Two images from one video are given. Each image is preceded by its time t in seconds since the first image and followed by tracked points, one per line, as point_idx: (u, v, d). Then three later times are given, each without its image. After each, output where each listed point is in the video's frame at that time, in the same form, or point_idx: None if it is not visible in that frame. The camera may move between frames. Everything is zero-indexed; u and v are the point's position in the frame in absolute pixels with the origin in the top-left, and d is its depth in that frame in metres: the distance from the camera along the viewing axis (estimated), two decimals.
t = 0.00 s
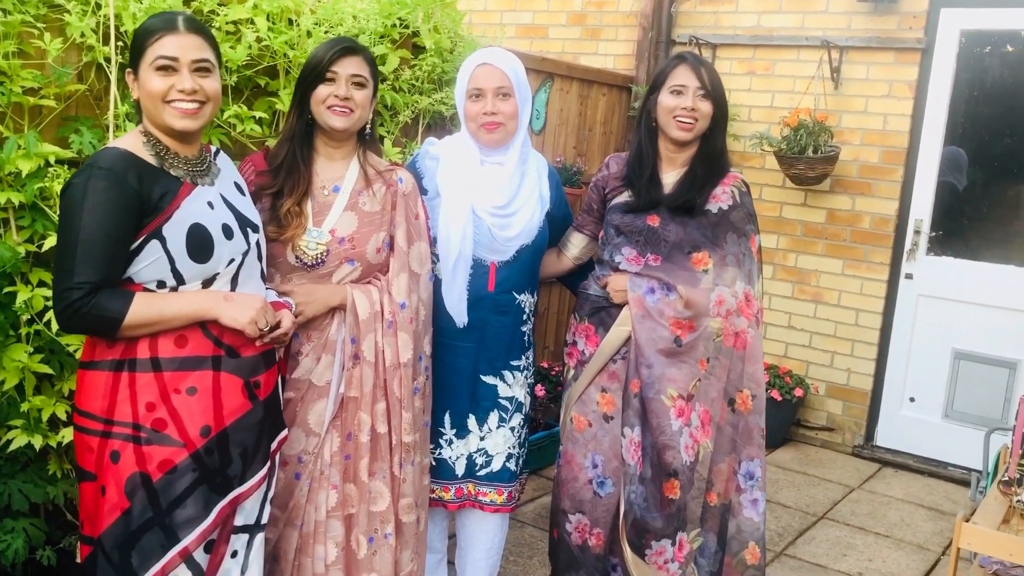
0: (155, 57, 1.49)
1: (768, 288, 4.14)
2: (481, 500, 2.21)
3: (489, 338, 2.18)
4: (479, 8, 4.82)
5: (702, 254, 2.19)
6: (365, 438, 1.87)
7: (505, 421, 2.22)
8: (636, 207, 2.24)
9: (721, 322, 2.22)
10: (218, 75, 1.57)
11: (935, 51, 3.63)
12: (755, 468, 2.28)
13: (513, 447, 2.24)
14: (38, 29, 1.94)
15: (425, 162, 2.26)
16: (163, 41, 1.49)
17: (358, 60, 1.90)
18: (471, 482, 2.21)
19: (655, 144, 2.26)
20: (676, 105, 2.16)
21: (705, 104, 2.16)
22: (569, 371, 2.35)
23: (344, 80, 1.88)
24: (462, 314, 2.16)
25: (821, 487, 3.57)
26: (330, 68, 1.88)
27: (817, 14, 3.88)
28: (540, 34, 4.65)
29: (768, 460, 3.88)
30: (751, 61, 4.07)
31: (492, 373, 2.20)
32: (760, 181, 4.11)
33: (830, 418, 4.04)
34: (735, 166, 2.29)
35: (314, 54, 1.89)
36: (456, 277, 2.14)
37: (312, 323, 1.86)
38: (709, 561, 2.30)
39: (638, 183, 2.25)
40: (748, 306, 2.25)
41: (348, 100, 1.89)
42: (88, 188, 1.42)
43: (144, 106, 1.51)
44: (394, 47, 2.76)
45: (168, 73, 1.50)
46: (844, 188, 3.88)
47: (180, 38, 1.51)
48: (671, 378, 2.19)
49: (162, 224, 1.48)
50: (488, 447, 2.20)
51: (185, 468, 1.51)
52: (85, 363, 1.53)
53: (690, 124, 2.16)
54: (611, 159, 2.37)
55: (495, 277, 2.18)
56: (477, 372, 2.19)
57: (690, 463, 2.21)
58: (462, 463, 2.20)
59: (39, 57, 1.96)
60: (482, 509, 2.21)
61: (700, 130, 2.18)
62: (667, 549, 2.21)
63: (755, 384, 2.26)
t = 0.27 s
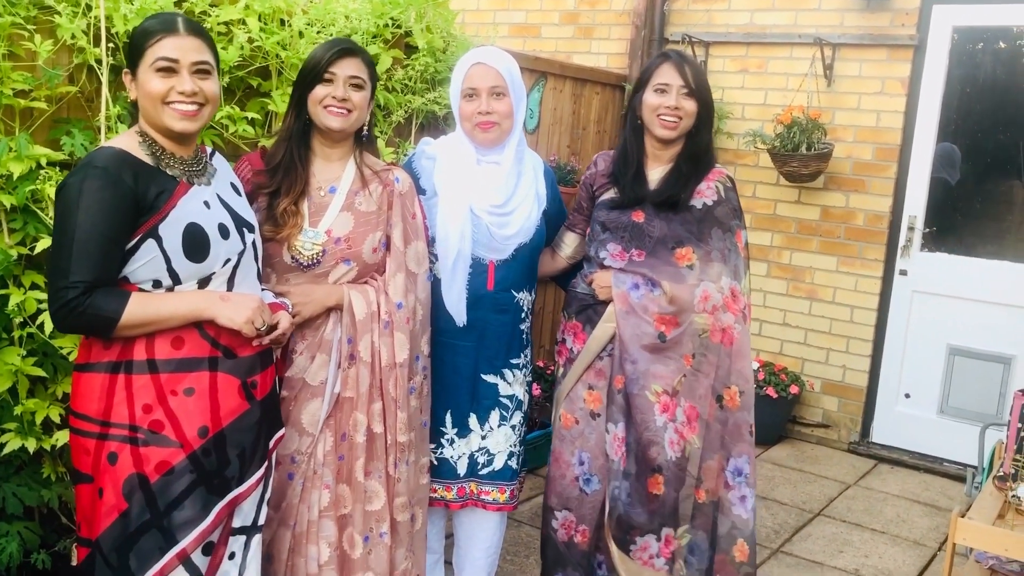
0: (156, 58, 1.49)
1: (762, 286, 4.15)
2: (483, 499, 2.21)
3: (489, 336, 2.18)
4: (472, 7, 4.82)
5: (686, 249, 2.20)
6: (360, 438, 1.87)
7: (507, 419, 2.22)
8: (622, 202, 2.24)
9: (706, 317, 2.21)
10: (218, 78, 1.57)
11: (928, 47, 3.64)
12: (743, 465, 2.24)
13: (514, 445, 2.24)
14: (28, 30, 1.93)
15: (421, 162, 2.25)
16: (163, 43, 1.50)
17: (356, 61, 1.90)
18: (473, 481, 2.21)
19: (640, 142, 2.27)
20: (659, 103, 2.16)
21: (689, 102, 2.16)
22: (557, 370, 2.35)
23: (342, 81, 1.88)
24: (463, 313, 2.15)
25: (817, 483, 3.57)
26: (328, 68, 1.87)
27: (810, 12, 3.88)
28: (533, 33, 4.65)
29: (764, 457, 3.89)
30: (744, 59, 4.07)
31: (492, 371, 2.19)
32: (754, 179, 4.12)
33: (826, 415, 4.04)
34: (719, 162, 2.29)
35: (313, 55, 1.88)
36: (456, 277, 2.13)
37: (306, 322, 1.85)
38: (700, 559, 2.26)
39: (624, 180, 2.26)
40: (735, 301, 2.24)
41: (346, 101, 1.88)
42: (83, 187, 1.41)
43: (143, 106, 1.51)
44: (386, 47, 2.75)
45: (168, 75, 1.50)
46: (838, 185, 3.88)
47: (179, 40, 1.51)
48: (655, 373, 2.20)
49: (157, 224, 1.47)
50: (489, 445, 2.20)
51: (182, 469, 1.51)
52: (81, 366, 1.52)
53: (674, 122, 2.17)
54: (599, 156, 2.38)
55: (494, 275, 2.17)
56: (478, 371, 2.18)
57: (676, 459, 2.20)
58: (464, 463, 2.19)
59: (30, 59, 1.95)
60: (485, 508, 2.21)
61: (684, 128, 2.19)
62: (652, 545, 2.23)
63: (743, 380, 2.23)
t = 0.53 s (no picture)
0: (164, 55, 1.48)
1: (760, 282, 4.14)
2: (483, 495, 2.20)
3: (489, 333, 2.17)
4: (468, 3, 4.81)
5: (670, 243, 2.19)
6: (356, 438, 1.85)
7: (507, 415, 2.21)
8: (606, 198, 2.25)
9: (690, 311, 2.20)
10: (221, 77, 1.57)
11: (925, 42, 3.63)
12: (727, 460, 2.23)
13: (514, 441, 2.24)
14: (21, 27, 1.92)
15: (420, 159, 2.24)
16: (171, 40, 1.49)
17: (356, 60, 1.89)
18: (473, 477, 2.20)
19: (624, 137, 2.27)
20: (641, 99, 2.16)
21: (670, 97, 2.15)
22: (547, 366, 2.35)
23: (342, 80, 1.87)
24: (466, 310, 2.14)
25: (814, 479, 3.57)
26: (328, 67, 1.86)
27: (807, 7, 3.88)
28: (529, 29, 4.64)
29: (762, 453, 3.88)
30: (741, 54, 4.07)
31: (493, 367, 2.18)
32: (751, 174, 4.11)
33: (824, 411, 4.04)
34: (703, 156, 2.28)
35: (313, 52, 1.87)
36: (457, 274, 2.13)
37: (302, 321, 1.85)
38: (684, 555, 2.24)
39: (608, 176, 2.26)
40: (719, 295, 2.22)
41: (345, 100, 1.87)
42: (83, 183, 1.40)
43: (147, 103, 1.49)
44: (382, 43, 2.75)
45: (175, 72, 1.49)
46: (836, 180, 3.87)
47: (187, 37, 1.50)
48: (641, 369, 2.19)
49: (157, 221, 1.47)
50: (489, 442, 2.19)
51: (180, 468, 1.50)
52: (77, 364, 1.51)
53: (656, 117, 2.16)
54: (587, 154, 2.39)
55: (494, 272, 2.17)
56: (479, 367, 2.18)
57: (660, 454, 2.20)
58: (464, 459, 2.19)
59: (24, 56, 1.94)
60: (485, 504, 2.21)
61: (667, 122, 2.18)
62: (632, 539, 2.23)
63: (727, 374, 2.22)
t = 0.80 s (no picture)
0: (175, 49, 1.48)
1: (760, 277, 4.14)
2: (480, 489, 2.21)
3: (489, 329, 2.17)
4: None
5: (662, 240, 2.18)
6: (354, 436, 1.86)
7: (505, 410, 2.21)
8: (601, 196, 2.24)
9: (681, 308, 2.20)
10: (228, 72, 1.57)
11: (926, 36, 3.62)
12: (715, 458, 2.24)
13: (512, 437, 2.23)
14: (19, 20, 1.91)
15: (423, 153, 2.23)
16: (181, 34, 1.48)
17: (358, 54, 1.87)
18: (471, 472, 2.20)
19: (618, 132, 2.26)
20: (630, 91, 2.15)
21: (660, 88, 2.14)
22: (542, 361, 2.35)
23: (344, 75, 1.85)
24: (468, 306, 2.14)
25: (814, 474, 3.57)
26: (330, 62, 1.85)
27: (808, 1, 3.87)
28: (530, 23, 4.63)
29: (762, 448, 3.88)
30: (741, 49, 4.05)
31: (492, 363, 2.18)
32: (752, 169, 4.10)
33: (824, 406, 4.04)
34: (698, 152, 2.27)
35: (313, 45, 1.85)
36: (459, 270, 2.12)
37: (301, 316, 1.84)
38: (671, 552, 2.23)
39: (602, 173, 2.26)
40: (710, 293, 2.22)
41: (347, 96, 1.86)
42: (84, 177, 1.40)
43: (156, 97, 1.48)
44: (382, 37, 2.74)
45: (185, 66, 1.49)
46: (837, 175, 3.87)
47: (197, 32, 1.50)
48: (633, 365, 2.19)
49: (158, 216, 1.46)
50: (488, 437, 2.19)
51: (179, 463, 1.50)
52: (75, 358, 1.51)
53: (645, 108, 2.14)
54: (583, 151, 2.39)
55: (496, 268, 2.16)
56: (478, 362, 2.17)
57: (649, 451, 2.19)
58: (463, 454, 2.19)
59: (21, 49, 1.94)
60: (483, 498, 2.21)
61: (658, 113, 2.16)
62: (620, 537, 2.21)
63: (716, 372, 2.24)
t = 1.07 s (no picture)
0: (187, 44, 1.47)
1: (765, 272, 4.13)
2: (483, 484, 2.20)
3: (493, 325, 2.16)
4: None
5: (667, 234, 2.18)
6: (357, 432, 1.85)
7: (509, 406, 2.21)
8: (607, 189, 2.24)
9: (685, 304, 2.18)
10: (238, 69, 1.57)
11: (933, 31, 3.60)
12: (714, 455, 2.24)
13: (516, 432, 2.23)
14: (23, 13, 1.91)
15: (428, 148, 2.22)
16: (195, 29, 1.48)
17: (360, 48, 1.86)
18: (474, 467, 2.20)
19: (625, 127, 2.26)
20: (641, 87, 2.15)
21: (671, 84, 2.14)
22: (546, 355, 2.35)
23: (347, 70, 1.85)
24: (473, 301, 2.13)
25: (819, 471, 3.57)
26: (333, 57, 1.84)
27: None
28: (535, 18, 4.62)
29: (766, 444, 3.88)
30: (747, 44, 4.04)
31: (496, 358, 2.18)
32: (757, 164, 4.09)
33: (829, 403, 4.03)
34: (705, 148, 2.26)
35: (317, 39, 1.84)
36: (464, 265, 2.11)
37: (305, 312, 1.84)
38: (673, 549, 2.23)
39: (609, 167, 2.25)
40: (713, 289, 2.21)
41: (352, 91, 1.86)
42: (90, 170, 1.39)
43: (165, 91, 1.48)
44: (386, 31, 2.73)
45: (196, 62, 1.49)
46: (842, 171, 3.85)
47: (210, 28, 1.50)
48: (637, 359, 2.17)
49: (163, 211, 1.46)
50: (491, 432, 2.19)
51: (180, 458, 1.50)
52: (78, 352, 1.51)
53: (656, 105, 2.14)
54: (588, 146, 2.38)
55: (500, 263, 2.16)
56: (482, 357, 2.17)
57: (649, 446, 2.18)
58: (466, 449, 2.18)
59: (26, 42, 1.93)
60: (486, 493, 2.20)
61: (669, 110, 2.16)
62: (619, 532, 2.20)
63: (717, 369, 2.24)
